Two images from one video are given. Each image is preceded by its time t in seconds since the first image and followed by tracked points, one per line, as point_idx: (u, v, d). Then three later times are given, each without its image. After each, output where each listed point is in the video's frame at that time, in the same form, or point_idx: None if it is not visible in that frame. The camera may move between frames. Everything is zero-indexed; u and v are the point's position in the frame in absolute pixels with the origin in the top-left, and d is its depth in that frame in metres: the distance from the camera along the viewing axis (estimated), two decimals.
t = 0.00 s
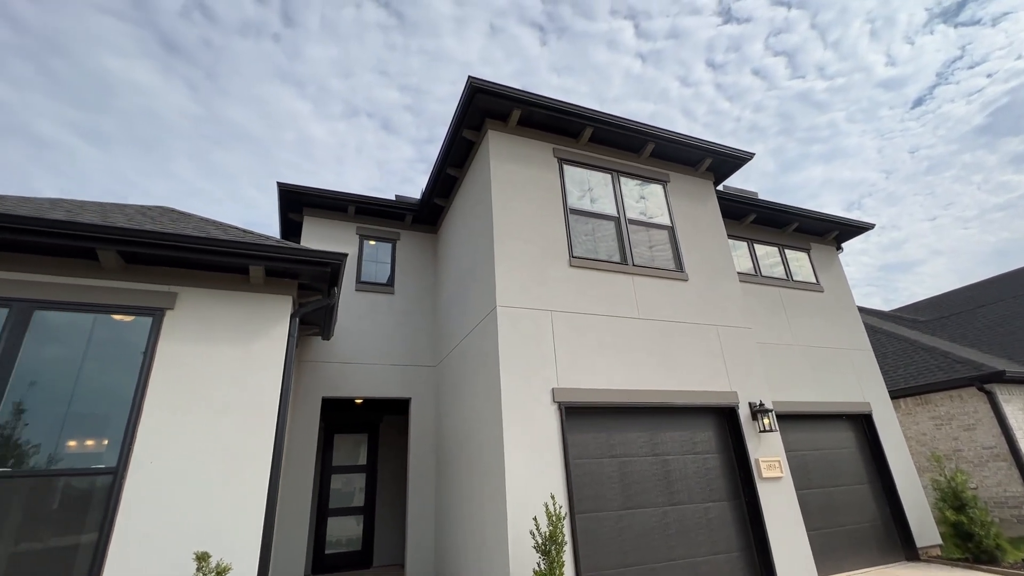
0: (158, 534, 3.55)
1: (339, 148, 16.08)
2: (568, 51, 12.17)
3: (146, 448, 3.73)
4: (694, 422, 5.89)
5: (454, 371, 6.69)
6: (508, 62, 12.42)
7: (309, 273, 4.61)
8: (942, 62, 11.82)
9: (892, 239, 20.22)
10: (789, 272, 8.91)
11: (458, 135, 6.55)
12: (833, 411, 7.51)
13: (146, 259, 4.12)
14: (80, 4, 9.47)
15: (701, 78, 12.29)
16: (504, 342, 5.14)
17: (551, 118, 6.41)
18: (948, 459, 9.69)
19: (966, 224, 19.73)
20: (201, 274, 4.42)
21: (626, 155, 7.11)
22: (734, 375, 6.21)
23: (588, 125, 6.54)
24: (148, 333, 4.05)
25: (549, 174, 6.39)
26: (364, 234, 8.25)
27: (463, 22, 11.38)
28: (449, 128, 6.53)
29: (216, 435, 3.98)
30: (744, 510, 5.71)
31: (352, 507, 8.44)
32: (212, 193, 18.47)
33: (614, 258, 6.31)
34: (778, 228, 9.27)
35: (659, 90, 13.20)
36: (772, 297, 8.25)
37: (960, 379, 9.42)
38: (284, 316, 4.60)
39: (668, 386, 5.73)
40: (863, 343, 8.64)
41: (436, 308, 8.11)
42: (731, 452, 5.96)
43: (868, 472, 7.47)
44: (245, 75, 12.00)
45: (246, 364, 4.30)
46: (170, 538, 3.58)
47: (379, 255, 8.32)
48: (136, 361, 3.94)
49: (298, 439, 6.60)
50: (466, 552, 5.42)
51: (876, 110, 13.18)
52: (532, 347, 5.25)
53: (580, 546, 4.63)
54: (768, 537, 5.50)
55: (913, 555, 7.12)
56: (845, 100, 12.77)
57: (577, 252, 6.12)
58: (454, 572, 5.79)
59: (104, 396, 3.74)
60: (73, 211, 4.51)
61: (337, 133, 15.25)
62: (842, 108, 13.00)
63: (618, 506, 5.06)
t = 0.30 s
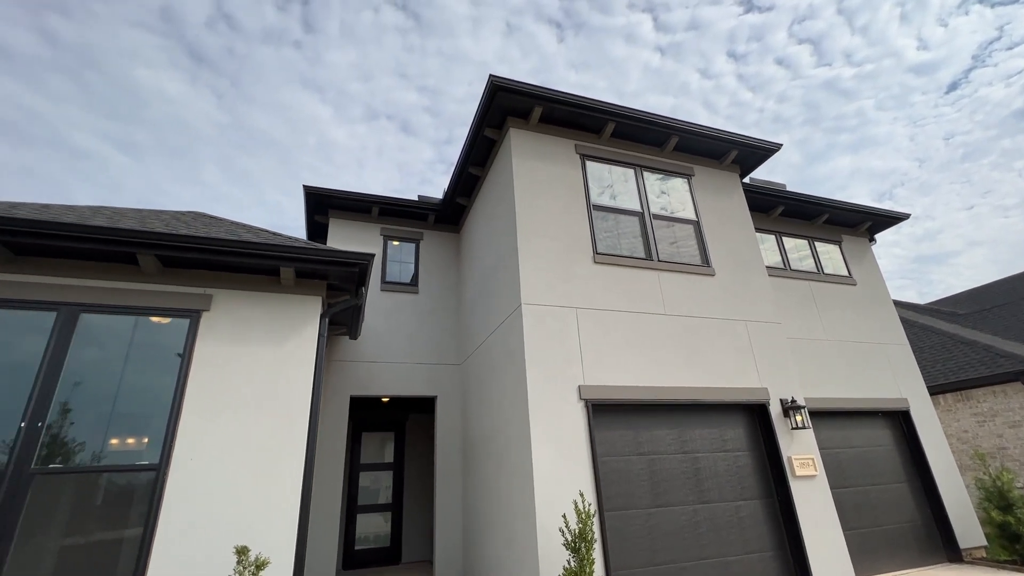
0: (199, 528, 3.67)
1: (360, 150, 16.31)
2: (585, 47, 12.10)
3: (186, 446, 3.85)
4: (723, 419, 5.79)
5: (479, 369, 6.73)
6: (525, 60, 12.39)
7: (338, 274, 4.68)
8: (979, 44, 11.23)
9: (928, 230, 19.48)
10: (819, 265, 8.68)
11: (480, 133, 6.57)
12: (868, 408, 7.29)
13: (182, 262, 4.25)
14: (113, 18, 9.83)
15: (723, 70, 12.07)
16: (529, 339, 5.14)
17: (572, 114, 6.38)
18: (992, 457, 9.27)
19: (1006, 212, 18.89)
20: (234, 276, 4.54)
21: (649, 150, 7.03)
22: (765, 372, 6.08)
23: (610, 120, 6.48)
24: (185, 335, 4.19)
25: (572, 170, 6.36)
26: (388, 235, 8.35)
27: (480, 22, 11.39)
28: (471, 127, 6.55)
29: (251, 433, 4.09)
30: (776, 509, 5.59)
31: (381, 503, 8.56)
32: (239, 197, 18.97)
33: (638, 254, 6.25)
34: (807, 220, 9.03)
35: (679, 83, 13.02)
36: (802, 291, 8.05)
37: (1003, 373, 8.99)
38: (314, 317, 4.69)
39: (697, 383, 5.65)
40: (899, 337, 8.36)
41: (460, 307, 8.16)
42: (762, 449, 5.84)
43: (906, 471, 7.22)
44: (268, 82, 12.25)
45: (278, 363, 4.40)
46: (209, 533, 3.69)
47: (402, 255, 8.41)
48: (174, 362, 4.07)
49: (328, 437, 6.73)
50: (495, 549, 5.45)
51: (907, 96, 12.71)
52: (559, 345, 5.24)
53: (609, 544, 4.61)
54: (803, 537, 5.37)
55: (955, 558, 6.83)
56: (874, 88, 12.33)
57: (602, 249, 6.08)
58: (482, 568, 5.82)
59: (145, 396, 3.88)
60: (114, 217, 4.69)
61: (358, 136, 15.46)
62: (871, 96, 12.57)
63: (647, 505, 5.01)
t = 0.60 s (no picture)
0: (241, 517, 3.79)
1: (385, 148, 16.53)
2: (606, 36, 11.95)
3: (226, 439, 3.98)
4: (758, 411, 5.66)
5: (507, 363, 6.74)
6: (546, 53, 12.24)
7: (368, 268, 4.74)
8: None
9: (974, 215, 18.51)
10: (858, 253, 8.36)
11: (505, 126, 6.54)
12: (912, 400, 7.01)
13: (219, 260, 4.37)
14: (145, 27, 9.97)
15: (750, 54, 11.62)
16: (558, 332, 5.12)
17: (598, 104, 6.28)
18: None
19: None
20: (268, 273, 4.64)
21: (677, 138, 6.87)
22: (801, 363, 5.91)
23: (636, 108, 6.36)
24: (224, 331, 4.31)
25: (598, 161, 6.28)
26: (414, 230, 8.42)
27: (500, 16, 11.26)
28: (496, 119, 6.54)
29: (289, 425, 4.19)
30: (815, 504, 5.44)
31: (412, 495, 8.70)
32: (269, 197, 19.51)
33: (667, 244, 6.13)
34: (844, 206, 8.70)
35: (705, 70, 12.67)
36: (839, 280, 7.77)
37: None
38: (346, 311, 4.77)
39: (730, 374, 5.53)
40: (944, 326, 7.99)
41: (487, 300, 8.18)
42: (799, 443, 5.68)
43: (953, 465, 6.92)
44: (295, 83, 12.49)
45: (312, 358, 4.48)
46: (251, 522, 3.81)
47: (429, 250, 8.47)
48: (214, 357, 4.19)
49: (360, 430, 6.86)
50: (526, 541, 5.47)
51: (949, 75, 11.89)
52: (588, 337, 5.20)
53: (642, 537, 4.57)
54: (843, 533, 5.21)
55: (1009, 557, 6.50)
56: (912, 67, 11.70)
57: (630, 239, 5.99)
58: (514, 560, 5.85)
59: (188, 391, 4.02)
60: (155, 218, 4.86)
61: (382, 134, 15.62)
62: (909, 75, 11.94)
63: (680, 498, 4.94)
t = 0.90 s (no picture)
0: (281, 501, 3.90)
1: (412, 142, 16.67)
2: (633, 20, 11.78)
3: (266, 427, 4.08)
4: (798, 400, 5.46)
5: (536, 351, 6.70)
6: (570, 40, 11.89)
7: (397, 258, 4.75)
8: None
9: None
10: (905, 234, 7.93)
11: (531, 112, 6.45)
12: (966, 388, 6.64)
13: (254, 251, 4.46)
14: (180, 33, 10.18)
15: (784, 32, 10.97)
16: (588, 319, 5.04)
17: (627, 85, 6.11)
18: None
19: None
20: (301, 264, 4.71)
21: (710, 118, 6.63)
22: (845, 350, 5.66)
23: (668, 88, 6.15)
24: (260, 321, 4.41)
25: (628, 144, 6.12)
26: (442, 221, 8.45)
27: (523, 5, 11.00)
28: (522, 105, 6.44)
29: (324, 413, 4.27)
30: (861, 496, 5.22)
31: (444, 483, 8.81)
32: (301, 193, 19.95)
33: (701, 228, 5.94)
34: (890, 185, 8.26)
35: (735, 50, 12.02)
36: (885, 263, 7.39)
37: None
38: (377, 301, 4.80)
39: (769, 362, 5.35)
40: (1002, 311, 7.51)
41: (516, 290, 8.13)
42: (842, 433, 5.45)
43: (1012, 457, 6.53)
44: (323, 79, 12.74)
45: (346, 347, 4.55)
46: (291, 506, 3.91)
47: (457, 240, 8.48)
48: (251, 347, 4.30)
49: (392, 419, 6.97)
50: (559, 529, 5.46)
51: (1004, 44, 10.54)
52: (619, 324, 5.11)
53: (678, 527, 4.49)
54: (892, 526, 4.99)
55: None
56: (962, 37, 10.65)
57: (662, 224, 5.83)
58: (547, 549, 5.85)
59: (228, 380, 4.14)
60: (194, 213, 5.00)
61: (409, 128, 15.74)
62: (958, 47, 10.90)
63: (717, 488, 4.83)
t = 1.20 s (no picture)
0: (318, 484, 3.95)
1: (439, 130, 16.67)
2: None
3: (301, 411, 4.13)
4: (846, 386, 5.18)
5: (567, 337, 6.60)
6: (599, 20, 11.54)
7: (426, 242, 4.70)
8: None
9: None
10: (965, 209, 7.39)
11: (560, 90, 6.26)
12: None
13: (286, 238, 4.50)
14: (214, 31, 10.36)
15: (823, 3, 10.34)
16: (621, 302, 4.90)
17: (659, 59, 5.84)
18: None
19: None
20: (331, 250, 4.72)
21: (750, 90, 6.29)
22: (898, 333, 5.33)
23: (704, 60, 5.85)
24: (294, 308, 4.46)
25: (662, 120, 5.87)
26: (470, 206, 8.38)
27: None
28: (550, 84, 6.27)
29: (357, 398, 4.29)
30: (914, 487, 4.93)
31: (477, 468, 8.87)
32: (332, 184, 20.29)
33: (740, 207, 5.67)
34: (947, 157, 7.70)
35: (769, 25, 11.29)
36: (942, 240, 6.92)
37: None
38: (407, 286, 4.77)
39: (814, 346, 5.09)
40: None
41: (545, 275, 8.01)
42: (894, 420, 5.15)
43: None
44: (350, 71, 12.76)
45: (377, 332, 4.54)
46: (326, 490, 3.96)
47: (486, 226, 8.41)
48: (286, 333, 4.35)
49: (424, 405, 7.01)
50: (593, 515, 5.39)
51: None
52: (653, 307, 4.95)
53: (717, 516, 4.35)
54: (949, 519, 4.70)
55: None
56: None
57: (698, 203, 5.59)
58: (581, 535, 5.79)
59: (265, 366, 4.21)
60: (228, 202, 5.08)
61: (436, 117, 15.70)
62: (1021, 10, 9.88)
63: (758, 476, 4.64)
